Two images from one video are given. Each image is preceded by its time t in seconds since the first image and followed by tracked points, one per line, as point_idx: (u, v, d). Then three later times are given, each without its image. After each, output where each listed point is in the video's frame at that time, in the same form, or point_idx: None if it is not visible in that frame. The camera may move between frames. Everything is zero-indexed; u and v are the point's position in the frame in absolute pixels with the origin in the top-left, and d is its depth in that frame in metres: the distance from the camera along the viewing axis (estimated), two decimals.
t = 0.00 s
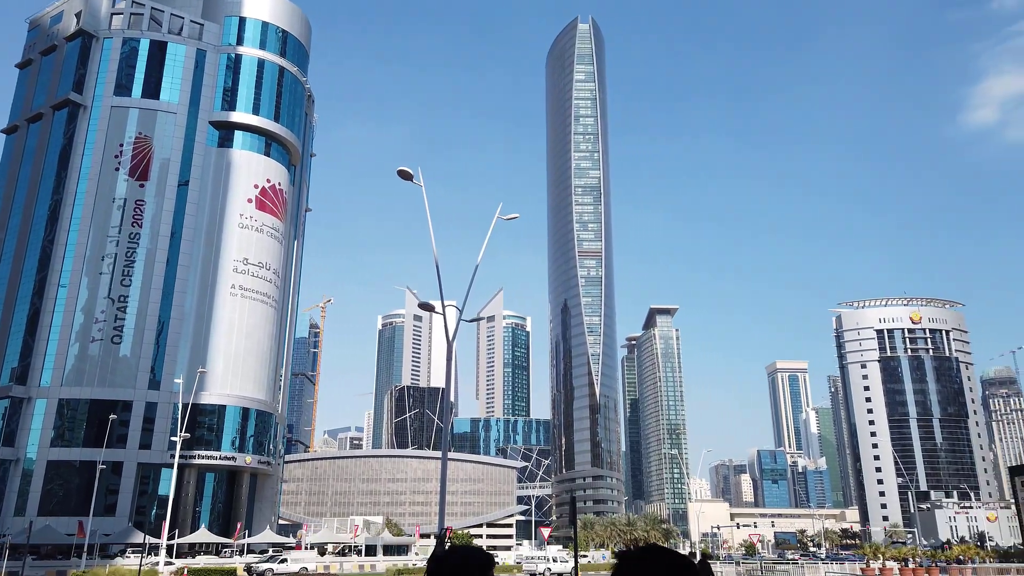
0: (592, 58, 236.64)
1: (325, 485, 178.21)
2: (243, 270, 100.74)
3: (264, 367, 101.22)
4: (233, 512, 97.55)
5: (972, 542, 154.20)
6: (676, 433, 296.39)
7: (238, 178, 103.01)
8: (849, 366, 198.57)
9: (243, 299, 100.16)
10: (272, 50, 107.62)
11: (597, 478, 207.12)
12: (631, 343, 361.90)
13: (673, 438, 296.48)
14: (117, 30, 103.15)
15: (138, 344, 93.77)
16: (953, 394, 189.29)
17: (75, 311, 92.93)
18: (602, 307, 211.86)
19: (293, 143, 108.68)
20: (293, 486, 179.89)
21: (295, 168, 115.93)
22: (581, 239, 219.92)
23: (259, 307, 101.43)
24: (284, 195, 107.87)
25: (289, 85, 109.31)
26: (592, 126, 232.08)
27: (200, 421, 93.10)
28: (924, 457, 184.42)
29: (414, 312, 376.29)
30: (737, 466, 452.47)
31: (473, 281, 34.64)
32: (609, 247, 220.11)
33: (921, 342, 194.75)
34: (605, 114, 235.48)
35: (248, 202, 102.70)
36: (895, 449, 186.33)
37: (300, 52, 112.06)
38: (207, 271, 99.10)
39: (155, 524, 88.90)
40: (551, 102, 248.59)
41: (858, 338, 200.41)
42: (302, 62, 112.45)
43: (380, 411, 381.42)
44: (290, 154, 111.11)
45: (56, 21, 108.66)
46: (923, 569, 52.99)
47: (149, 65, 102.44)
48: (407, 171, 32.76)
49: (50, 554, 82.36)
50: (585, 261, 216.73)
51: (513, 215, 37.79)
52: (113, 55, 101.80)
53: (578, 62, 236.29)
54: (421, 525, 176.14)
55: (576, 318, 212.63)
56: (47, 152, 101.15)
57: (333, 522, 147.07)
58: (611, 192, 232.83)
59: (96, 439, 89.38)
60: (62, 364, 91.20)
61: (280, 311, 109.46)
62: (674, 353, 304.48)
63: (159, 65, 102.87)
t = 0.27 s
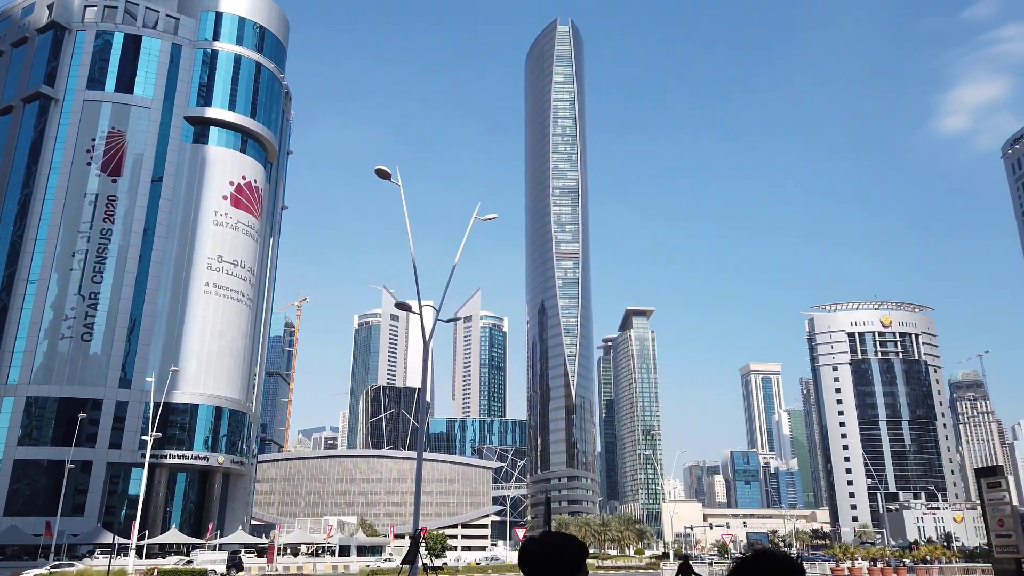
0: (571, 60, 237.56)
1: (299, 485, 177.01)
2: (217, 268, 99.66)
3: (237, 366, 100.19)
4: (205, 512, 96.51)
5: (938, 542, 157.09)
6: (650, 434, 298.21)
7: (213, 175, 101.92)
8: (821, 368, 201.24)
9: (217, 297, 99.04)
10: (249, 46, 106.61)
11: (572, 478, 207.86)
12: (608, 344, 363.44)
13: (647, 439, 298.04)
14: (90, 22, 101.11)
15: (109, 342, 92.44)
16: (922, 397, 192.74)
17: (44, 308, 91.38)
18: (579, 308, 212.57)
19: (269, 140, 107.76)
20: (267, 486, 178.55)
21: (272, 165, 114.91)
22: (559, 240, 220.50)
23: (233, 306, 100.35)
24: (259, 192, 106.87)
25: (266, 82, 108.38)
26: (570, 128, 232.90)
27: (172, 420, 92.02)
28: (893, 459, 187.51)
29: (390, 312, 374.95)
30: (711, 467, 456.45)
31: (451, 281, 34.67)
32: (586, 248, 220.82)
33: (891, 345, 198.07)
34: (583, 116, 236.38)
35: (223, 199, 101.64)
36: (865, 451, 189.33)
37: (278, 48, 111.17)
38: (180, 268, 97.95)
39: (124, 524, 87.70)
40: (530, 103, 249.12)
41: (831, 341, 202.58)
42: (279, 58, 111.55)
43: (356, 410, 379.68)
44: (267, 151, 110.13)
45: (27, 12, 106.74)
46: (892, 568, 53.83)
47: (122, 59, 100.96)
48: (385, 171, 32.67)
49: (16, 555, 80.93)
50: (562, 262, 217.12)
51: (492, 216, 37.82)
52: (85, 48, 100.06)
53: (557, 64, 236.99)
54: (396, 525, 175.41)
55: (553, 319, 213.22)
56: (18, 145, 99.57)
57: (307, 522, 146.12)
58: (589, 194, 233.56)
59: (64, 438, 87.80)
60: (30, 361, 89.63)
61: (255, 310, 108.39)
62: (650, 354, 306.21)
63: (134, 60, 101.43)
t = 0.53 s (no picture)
0: (550, 61, 237.93)
1: (273, 485, 175.60)
2: (191, 265, 98.44)
3: (210, 365, 99.05)
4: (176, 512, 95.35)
5: (906, 542, 159.72)
6: (625, 435, 299.86)
7: (187, 170, 100.68)
8: (794, 371, 203.87)
9: (190, 294, 97.84)
10: (226, 41, 105.44)
11: (547, 479, 208.27)
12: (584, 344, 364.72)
13: (622, 440, 299.33)
14: (63, 14, 99.33)
15: (79, 339, 91.08)
16: (892, 399, 195.49)
17: (12, 304, 89.79)
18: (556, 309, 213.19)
19: (245, 136, 106.66)
20: (240, 486, 177.02)
21: (248, 161, 113.79)
22: (536, 240, 220.97)
23: (206, 303, 99.17)
24: (235, 189, 105.75)
25: (243, 77, 107.26)
26: (549, 129, 233.46)
27: (143, 419, 90.79)
28: (863, 460, 190.39)
29: (367, 311, 373.14)
30: (684, 467, 460.18)
31: (427, 280, 34.48)
32: (563, 249, 221.42)
33: (862, 348, 201.16)
34: (562, 117, 237.02)
35: (198, 195, 100.42)
36: (835, 452, 192.17)
37: (255, 44, 110.13)
38: (153, 265, 96.65)
39: (93, 525, 86.36)
40: (509, 104, 249.27)
41: (804, 344, 205.24)
42: (256, 54, 110.52)
43: (331, 409, 377.43)
44: (242, 148, 109.03)
45: None
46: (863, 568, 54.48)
47: (96, 52, 99.33)
48: (363, 169, 32.37)
49: None
50: (540, 263, 217.46)
51: (469, 216, 34.59)
52: (58, 40, 98.18)
53: (537, 65, 237.24)
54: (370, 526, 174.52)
55: (530, 320, 213.58)
56: None
57: (280, 523, 145.00)
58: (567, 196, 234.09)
59: (32, 436, 86.26)
60: None
61: (229, 308, 107.26)
62: (626, 355, 307.56)
63: (107, 53, 99.93)
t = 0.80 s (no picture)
0: (529, 61, 238.05)
1: (246, 485, 173.99)
2: (164, 261, 97.18)
3: (183, 363, 97.92)
4: (147, 512, 94.13)
5: (875, 541, 162.25)
6: (600, 435, 301.02)
7: (162, 165, 99.40)
8: (767, 372, 205.95)
9: (163, 291, 96.59)
10: (202, 36, 104.29)
11: (522, 479, 208.40)
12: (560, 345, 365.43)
13: (598, 440, 300.31)
14: (35, 4, 97.29)
15: (48, 335, 89.69)
16: (862, 401, 198.83)
17: None
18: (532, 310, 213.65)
19: (221, 132, 105.63)
20: (212, 486, 175.25)
21: (224, 157, 112.74)
22: (514, 241, 221.41)
23: (179, 300, 97.96)
24: (210, 185, 104.69)
25: (219, 72, 106.15)
26: (528, 130, 234.00)
27: (113, 417, 89.41)
28: (833, 461, 193.03)
29: (342, 309, 370.77)
30: (659, 467, 463.05)
31: (404, 280, 34.28)
32: (540, 250, 221.91)
33: (834, 351, 203.93)
34: (540, 117, 237.32)
35: (172, 191, 99.18)
36: (807, 453, 194.57)
37: (231, 39, 109.14)
38: (126, 261, 95.32)
39: (61, 525, 84.90)
40: (488, 103, 249.12)
41: (777, 346, 207.38)
42: (232, 49, 109.49)
43: (305, 408, 374.63)
44: (218, 143, 107.94)
45: None
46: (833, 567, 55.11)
47: (68, 44, 97.69)
48: (341, 168, 32.09)
49: None
50: (517, 263, 218.06)
51: (448, 216, 35.60)
52: (29, 32, 96.23)
53: (516, 65, 237.47)
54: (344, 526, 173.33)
55: (507, 320, 213.79)
56: None
57: (253, 522, 143.79)
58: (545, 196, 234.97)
59: None
60: None
61: (203, 305, 106.08)
62: (602, 356, 308.57)
63: (80, 45, 98.41)
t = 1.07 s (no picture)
0: (508, 62, 238.28)
1: (218, 485, 172.19)
2: (137, 258, 95.66)
3: (155, 360, 96.63)
4: (116, 512, 92.91)
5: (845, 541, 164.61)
6: (576, 435, 302.23)
7: (135, 160, 97.86)
8: (741, 374, 207.69)
9: (135, 288, 95.12)
10: (177, 29, 102.97)
11: (498, 479, 208.03)
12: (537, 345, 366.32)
13: (573, 440, 301.58)
14: None
15: (16, 331, 88.36)
16: (833, 403, 202.56)
17: None
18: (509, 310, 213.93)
19: (196, 127, 104.35)
20: (183, 485, 173.10)
21: (199, 152, 111.45)
22: (492, 241, 221.13)
23: (152, 297, 96.57)
24: (184, 181, 103.42)
25: (194, 67, 104.86)
26: (506, 131, 233.97)
27: (83, 415, 87.93)
28: (805, 462, 195.70)
29: (318, 308, 368.34)
30: (633, 467, 466.05)
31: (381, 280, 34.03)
32: (518, 251, 221.82)
33: (806, 353, 206.64)
34: (519, 118, 237.48)
35: (145, 186, 97.72)
36: (780, 454, 196.84)
37: (207, 33, 107.93)
38: (97, 257, 93.81)
39: (28, 524, 83.51)
40: (467, 103, 248.96)
41: (750, 347, 208.99)
42: (208, 43, 108.26)
43: (279, 407, 371.45)
44: (193, 139, 106.64)
45: None
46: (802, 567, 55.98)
47: (40, 36, 95.96)
48: (318, 164, 31.89)
49: None
50: (495, 263, 217.63)
51: (427, 216, 34.24)
52: None
53: (495, 66, 237.62)
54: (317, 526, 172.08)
55: (484, 320, 213.81)
56: None
57: (225, 522, 142.38)
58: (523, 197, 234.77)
59: None
60: None
61: (176, 302, 104.75)
62: (578, 357, 309.65)
63: (53, 37, 97.04)
